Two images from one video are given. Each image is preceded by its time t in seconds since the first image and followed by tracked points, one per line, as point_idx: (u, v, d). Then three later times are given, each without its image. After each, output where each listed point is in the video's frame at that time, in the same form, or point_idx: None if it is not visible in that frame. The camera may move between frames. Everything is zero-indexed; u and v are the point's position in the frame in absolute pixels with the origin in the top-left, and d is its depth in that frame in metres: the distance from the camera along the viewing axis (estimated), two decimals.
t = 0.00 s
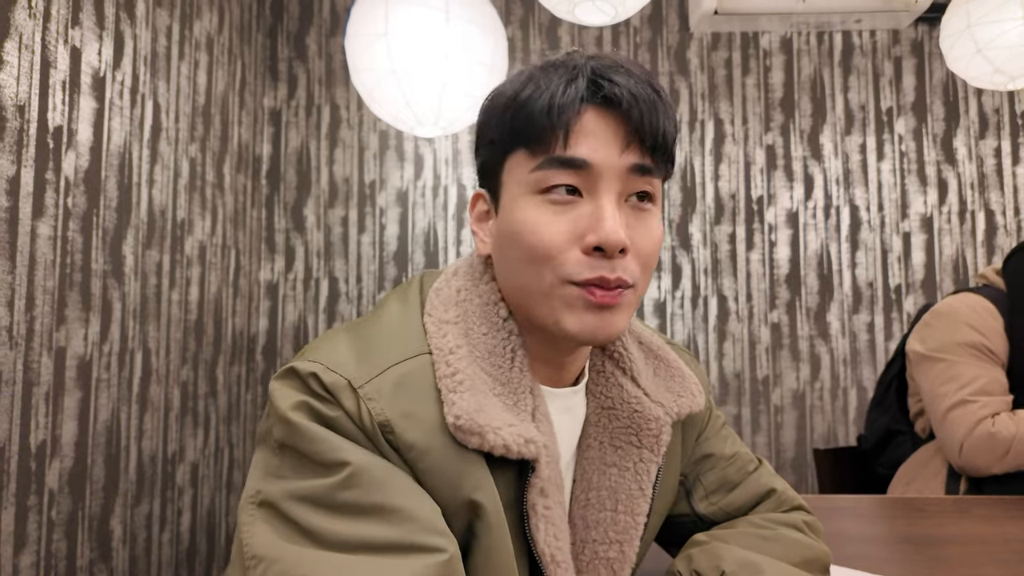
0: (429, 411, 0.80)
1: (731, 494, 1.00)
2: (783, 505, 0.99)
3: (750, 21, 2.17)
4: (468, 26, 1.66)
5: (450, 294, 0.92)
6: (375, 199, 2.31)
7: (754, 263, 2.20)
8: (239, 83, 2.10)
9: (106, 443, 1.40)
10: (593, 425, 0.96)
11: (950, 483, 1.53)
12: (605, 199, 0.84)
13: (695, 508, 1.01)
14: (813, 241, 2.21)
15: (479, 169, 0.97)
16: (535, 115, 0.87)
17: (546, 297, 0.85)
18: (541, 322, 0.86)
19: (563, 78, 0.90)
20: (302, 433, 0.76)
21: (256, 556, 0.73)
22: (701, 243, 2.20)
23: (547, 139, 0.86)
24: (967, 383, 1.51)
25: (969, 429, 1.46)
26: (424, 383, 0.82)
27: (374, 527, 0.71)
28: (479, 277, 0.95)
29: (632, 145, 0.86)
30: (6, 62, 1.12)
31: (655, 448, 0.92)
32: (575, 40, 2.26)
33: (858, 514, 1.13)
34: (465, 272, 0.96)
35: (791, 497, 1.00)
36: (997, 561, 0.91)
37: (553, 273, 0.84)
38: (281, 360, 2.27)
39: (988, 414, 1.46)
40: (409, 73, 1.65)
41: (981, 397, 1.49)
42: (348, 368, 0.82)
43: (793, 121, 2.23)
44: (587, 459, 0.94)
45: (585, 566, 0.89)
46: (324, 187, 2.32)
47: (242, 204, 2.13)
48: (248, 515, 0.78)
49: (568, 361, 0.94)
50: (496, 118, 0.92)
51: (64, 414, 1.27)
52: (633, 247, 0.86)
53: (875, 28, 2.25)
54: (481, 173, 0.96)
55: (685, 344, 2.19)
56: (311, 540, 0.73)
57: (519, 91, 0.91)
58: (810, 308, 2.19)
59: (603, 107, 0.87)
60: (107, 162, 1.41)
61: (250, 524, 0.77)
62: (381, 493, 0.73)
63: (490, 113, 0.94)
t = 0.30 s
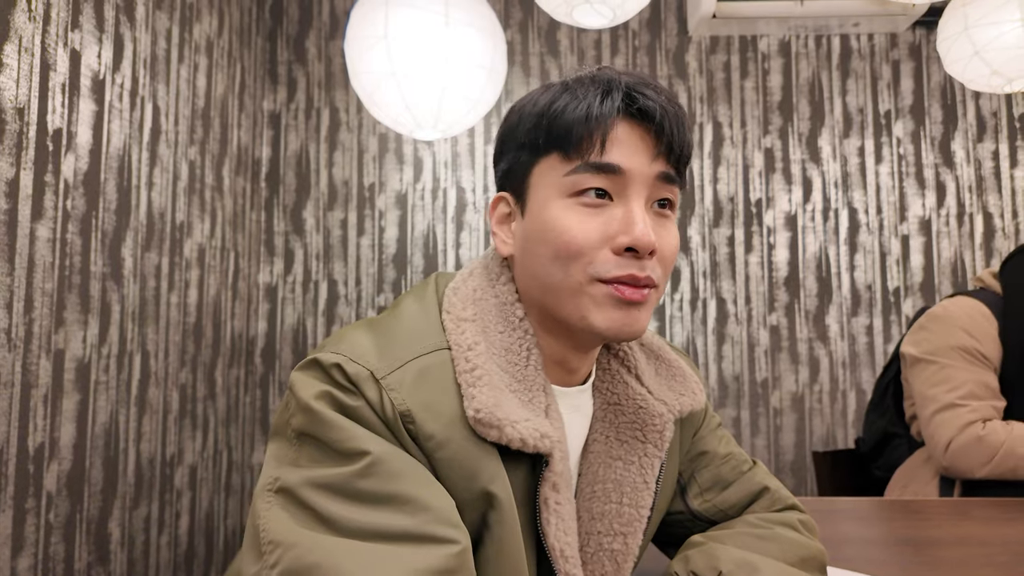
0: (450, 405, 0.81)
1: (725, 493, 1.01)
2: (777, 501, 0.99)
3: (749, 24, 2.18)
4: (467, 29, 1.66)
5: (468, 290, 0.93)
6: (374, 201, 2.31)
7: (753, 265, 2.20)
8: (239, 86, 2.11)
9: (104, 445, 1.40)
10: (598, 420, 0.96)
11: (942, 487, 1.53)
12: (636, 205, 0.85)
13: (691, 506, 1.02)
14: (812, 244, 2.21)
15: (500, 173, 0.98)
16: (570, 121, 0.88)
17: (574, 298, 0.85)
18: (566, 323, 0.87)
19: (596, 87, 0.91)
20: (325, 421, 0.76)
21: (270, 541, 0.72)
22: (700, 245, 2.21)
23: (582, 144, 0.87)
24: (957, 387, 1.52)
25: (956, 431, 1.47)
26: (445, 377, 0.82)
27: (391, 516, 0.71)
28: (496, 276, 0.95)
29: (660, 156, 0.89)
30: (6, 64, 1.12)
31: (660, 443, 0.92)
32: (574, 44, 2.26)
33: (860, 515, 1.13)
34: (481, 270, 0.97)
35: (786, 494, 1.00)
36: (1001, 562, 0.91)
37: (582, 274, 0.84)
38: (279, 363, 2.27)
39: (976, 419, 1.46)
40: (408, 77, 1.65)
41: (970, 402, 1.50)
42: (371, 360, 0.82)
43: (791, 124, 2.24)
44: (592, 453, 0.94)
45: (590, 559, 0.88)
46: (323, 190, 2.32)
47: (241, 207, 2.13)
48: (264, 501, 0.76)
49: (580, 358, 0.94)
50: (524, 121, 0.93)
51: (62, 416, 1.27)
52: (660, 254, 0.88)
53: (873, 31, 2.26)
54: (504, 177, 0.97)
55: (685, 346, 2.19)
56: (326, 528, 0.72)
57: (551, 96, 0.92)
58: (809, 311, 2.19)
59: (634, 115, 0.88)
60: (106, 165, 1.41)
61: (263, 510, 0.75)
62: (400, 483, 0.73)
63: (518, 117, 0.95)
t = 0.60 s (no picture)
0: (445, 409, 0.81)
1: (722, 494, 1.01)
2: (774, 503, 0.99)
3: (745, 27, 2.19)
4: (464, 32, 1.66)
5: (464, 293, 0.93)
6: (371, 204, 2.31)
7: (749, 268, 2.21)
8: (236, 88, 2.11)
9: (100, 447, 1.40)
10: (595, 422, 0.96)
11: (936, 488, 1.54)
12: (630, 205, 0.85)
13: (688, 507, 1.02)
14: (808, 247, 2.22)
15: (495, 176, 0.98)
16: (563, 122, 0.88)
17: (570, 299, 0.85)
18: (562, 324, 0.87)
19: (588, 89, 0.91)
20: (321, 425, 0.76)
21: (266, 546, 0.72)
22: (697, 248, 2.21)
23: (576, 145, 0.87)
24: (952, 391, 1.52)
25: (951, 434, 1.47)
26: (441, 382, 0.82)
27: (387, 520, 0.71)
28: (492, 279, 0.95)
29: (653, 156, 0.89)
30: (2, 66, 1.12)
31: (657, 445, 0.93)
32: (571, 47, 2.27)
33: (855, 517, 1.13)
34: (477, 274, 0.97)
35: (783, 496, 1.00)
36: (994, 564, 0.91)
37: (578, 274, 0.84)
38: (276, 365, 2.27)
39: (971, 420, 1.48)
40: (406, 79, 1.65)
41: (964, 405, 1.51)
42: (367, 364, 0.82)
43: (788, 127, 2.25)
44: (588, 455, 0.94)
45: (586, 561, 0.88)
46: (320, 192, 2.32)
47: (238, 209, 2.13)
48: (261, 506, 0.76)
49: (577, 360, 0.94)
50: (518, 124, 0.93)
51: (57, 419, 1.27)
52: (654, 253, 0.88)
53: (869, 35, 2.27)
54: (499, 179, 0.97)
55: (681, 349, 2.19)
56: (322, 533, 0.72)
57: (544, 98, 0.92)
58: (805, 313, 2.20)
59: (627, 117, 0.88)
60: (103, 166, 1.41)
61: (260, 515, 0.75)
62: (395, 487, 0.73)
63: (512, 119, 0.95)
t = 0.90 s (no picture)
0: (437, 412, 0.80)
1: (718, 497, 1.01)
2: (770, 505, 0.99)
3: (741, 30, 2.20)
4: (460, 34, 1.66)
5: (456, 297, 0.93)
6: (368, 205, 2.31)
7: (745, 270, 2.22)
8: (232, 89, 2.10)
9: (94, 450, 1.39)
10: (589, 426, 0.96)
11: (932, 489, 1.55)
12: (614, 209, 0.85)
13: (684, 511, 1.02)
14: (803, 249, 2.22)
15: (483, 177, 0.98)
16: (547, 125, 0.88)
17: (553, 305, 0.85)
18: (547, 329, 0.86)
19: (571, 91, 0.91)
20: (313, 430, 0.76)
21: (258, 553, 0.72)
22: (693, 250, 2.22)
23: (559, 149, 0.86)
24: (948, 392, 1.53)
25: (947, 436, 1.48)
26: (432, 386, 0.82)
27: (382, 526, 0.71)
28: (485, 282, 0.95)
29: (638, 158, 0.88)
30: None
31: (651, 449, 0.93)
32: (567, 49, 2.27)
33: (849, 518, 1.14)
34: (469, 277, 0.97)
35: (779, 498, 1.00)
36: (986, 566, 0.92)
37: (560, 280, 0.84)
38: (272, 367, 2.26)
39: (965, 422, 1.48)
40: (402, 81, 1.65)
41: (960, 406, 1.51)
42: (358, 369, 0.82)
43: (783, 130, 2.26)
44: (583, 459, 0.94)
45: (581, 565, 0.88)
46: (316, 194, 2.32)
47: (233, 211, 2.13)
48: (252, 512, 0.76)
49: (569, 364, 0.94)
50: (504, 126, 0.93)
51: (52, 422, 1.26)
52: (638, 257, 0.87)
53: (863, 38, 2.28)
54: (487, 182, 0.97)
55: (677, 351, 2.19)
56: (316, 539, 0.72)
57: (528, 100, 0.92)
58: (801, 315, 2.21)
59: (610, 119, 0.88)
60: (98, 168, 1.41)
61: (252, 522, 0.75)
62: (389, 493, 0.72)
63: (498, 121, 0.95)
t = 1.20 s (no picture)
0: (431, 412, 0.80)
1: (713, 497, 1.01)
2: (765, 505, 0.99)
3: (737, 32, 2.20)
4: (458, 35, 1.66)
5: (450, 297, 0.93)
6: (364, 206, 2.31)
7: (741, 271, 2.22)
8: (228, 90, 2.10)
9: (89, 451, 1.39)
10: (584, 426, 0.96)
11: (926, 490, 1.55)
12: (606, 210, 0.85)
13: (680, 512, 1.02)
14: (799, 250, 2.23)
15: (478, 176, 0.98)
16: (539, 125, 0.88)
17: (545, 305, 0.85)
18: (539, 330, 0.87)
19: (564, 91, 0.91)
20: (305, 430, 0.76)
21: (251, 554, 0.71)
22: (689, 251, 2.22)
23: (551, 149, 0.86)
24: (943, 394, 1.53)
25: (940, 438, 1.48)
26: (425, 386, 0.82)
27: (376, 525, 0.71)
28: (479, 281, 0.95)
29: (631, 158, 0.88)
30: None
31: (646, 450, 0.93)
32: (564, 50, 2.27)
33: (844, 518, 1.14)
34: (464, 277, 0.97)
35: (774, 498, 1.00)
36: (981, 566, 0.92)
37: (552, 281, 0.84)
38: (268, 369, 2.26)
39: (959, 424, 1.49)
40: (399, 82, 1.66)
41: (954, 409, 1.52)
42: (351, 369, 0.82)
43: (779, 131, 2.26)
44: (578, 459, 0.94)
45: (575, 565, 0.88)
46: (312, 195, 2.31)
47: (229, 211, 2.12)
48: (245, 512, 0.76)
49: (563, 364, 0.94)
50: (497, 126, 0.93)
51: (46, 423, 1.26)
52: (631, 258, 0.87)
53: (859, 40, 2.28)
54: (481, 181, 0.97)
55: (674, 351, 2.19)
56: (309, 539, 0.71)
57: (521, 100, 0.92)
58: (797, 316, 2.21)
59: (603, 120, 0.88)
60: (94, 168, 1.40)
61: (245, 523, 0.75)
62: (382, 492, 0.72)
63: (491, 121, 0.95)
